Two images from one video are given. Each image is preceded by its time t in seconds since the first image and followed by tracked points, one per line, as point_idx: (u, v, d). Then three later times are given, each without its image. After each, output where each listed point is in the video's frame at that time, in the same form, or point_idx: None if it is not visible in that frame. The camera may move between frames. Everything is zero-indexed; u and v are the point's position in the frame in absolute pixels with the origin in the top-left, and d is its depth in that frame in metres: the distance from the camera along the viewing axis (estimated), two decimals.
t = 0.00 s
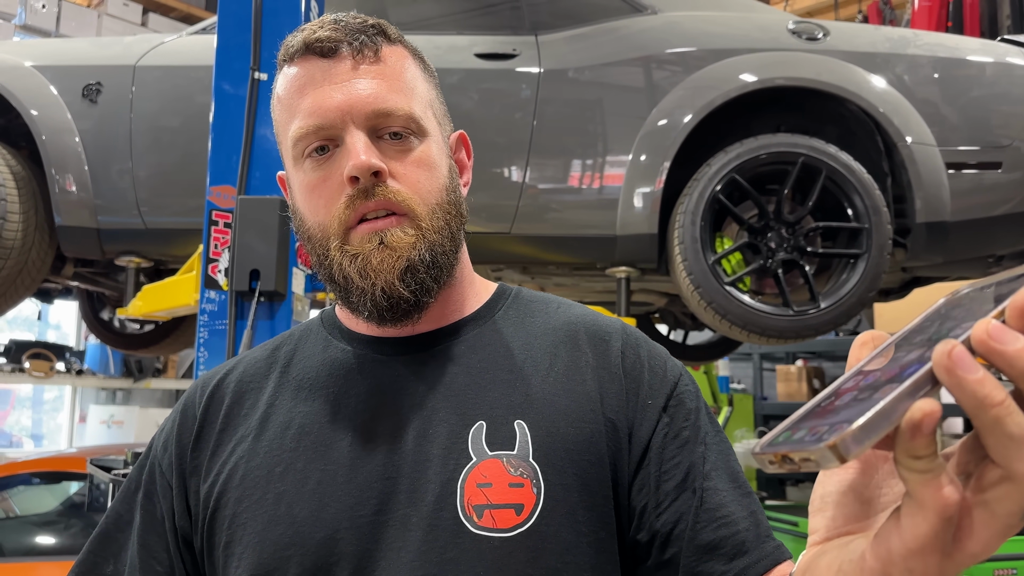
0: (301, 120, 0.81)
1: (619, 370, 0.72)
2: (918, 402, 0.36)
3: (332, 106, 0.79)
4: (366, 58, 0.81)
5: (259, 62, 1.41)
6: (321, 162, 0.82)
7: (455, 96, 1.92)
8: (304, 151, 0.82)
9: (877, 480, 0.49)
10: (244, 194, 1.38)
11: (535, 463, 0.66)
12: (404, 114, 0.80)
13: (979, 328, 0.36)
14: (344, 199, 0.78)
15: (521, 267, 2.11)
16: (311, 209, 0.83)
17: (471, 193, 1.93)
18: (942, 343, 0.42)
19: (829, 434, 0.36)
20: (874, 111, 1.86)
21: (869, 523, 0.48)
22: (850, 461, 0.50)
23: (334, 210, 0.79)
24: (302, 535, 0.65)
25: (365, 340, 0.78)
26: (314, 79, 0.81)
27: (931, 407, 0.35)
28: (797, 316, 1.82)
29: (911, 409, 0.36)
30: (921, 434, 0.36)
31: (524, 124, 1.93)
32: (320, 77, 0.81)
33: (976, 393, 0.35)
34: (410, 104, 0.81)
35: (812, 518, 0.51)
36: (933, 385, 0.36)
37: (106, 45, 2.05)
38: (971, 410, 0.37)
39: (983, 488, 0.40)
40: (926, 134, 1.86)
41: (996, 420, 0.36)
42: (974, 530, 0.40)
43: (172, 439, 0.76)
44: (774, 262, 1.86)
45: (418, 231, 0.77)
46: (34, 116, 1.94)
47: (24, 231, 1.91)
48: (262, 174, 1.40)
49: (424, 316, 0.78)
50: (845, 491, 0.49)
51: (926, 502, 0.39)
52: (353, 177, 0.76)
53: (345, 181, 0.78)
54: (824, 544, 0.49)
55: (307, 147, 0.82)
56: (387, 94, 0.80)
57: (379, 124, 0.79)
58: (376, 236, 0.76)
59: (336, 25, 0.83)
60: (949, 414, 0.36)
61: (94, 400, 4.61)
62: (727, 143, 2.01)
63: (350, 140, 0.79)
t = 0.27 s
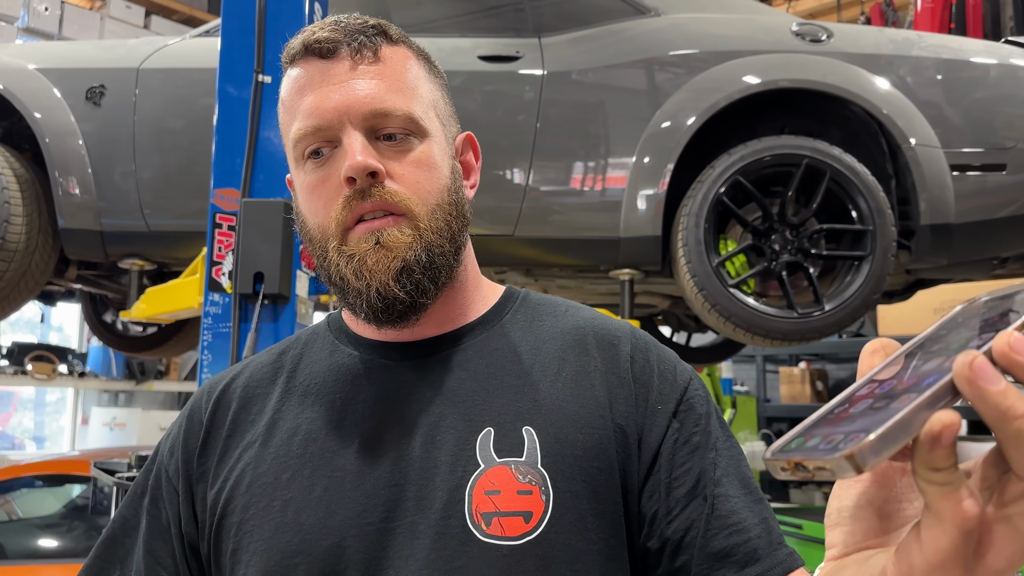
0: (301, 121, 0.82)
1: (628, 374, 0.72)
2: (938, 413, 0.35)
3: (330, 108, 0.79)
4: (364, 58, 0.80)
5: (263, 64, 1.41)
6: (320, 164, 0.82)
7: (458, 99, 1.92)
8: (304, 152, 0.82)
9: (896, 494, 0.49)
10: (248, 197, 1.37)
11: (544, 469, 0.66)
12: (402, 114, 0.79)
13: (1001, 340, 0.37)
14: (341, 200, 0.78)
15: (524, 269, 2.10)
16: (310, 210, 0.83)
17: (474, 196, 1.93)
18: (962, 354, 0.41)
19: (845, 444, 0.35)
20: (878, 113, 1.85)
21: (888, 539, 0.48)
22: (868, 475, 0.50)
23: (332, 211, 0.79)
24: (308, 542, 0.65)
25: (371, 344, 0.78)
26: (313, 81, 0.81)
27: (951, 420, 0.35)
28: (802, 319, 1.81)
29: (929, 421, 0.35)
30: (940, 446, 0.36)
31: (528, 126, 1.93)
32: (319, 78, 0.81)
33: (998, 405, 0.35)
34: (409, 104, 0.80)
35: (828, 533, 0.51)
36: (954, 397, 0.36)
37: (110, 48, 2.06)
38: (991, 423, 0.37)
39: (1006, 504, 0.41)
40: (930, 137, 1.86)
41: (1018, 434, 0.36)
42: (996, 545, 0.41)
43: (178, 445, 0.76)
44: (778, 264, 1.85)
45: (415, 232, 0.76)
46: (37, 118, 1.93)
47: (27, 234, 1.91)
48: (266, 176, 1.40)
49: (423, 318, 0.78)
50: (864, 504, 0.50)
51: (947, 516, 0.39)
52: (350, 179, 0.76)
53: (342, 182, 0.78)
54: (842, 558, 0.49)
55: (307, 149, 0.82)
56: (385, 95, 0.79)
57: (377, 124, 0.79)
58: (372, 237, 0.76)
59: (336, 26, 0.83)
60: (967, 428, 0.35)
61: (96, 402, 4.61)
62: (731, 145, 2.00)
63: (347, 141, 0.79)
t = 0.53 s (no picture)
0: (299, 124, 0.82)
1: (631, 376, 0.71)
2: (937, 416, 0.35)
3: (326, 111, 0.79)
4: (361, 61, 0.80)
5: (264, 66, 1.41)
6: (318, 166, 0.82)
7: (459, 100, 1.92)
8: (302, 155, 0.83)
9: (896, 498, 0.49)
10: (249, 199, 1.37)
11: (547, 472, 0.66)
12: (398, 116, 0.79)
13: (1001, 344, 0.37)
14: (337, 202, 0.78)
15: (526, 271, 2.10)
16: (308, 212, 0.83)
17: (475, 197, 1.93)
18: (961, 357, 0.41)
19: (843, 448, 0.35)
20: (880, 114, 1.85)
21: (889, 543, 0.48)
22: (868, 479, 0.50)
23: (328, 213, 0.79)
24: (311, 545, 0.65)
25: (372, 347, 0.77)
26: (310, 84, 0.81)
27: (950, 424, 0.34)
28: (804, 320, 1.81)
29: (929, 425, 0.35)
30: (939, 450, 0.36)
31: (529, 128, 1.93)
32: (317, 81, 0.81)
33: (997, 409, 0.35)
34: (406, 106, 0.80)
35: (829, 537, 0.50)
36: (953, 401, 0.36)
37: (111, 50, 2.06)
38: (991, 427, 0.36)
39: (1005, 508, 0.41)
40: (932, 137, 1.85)
41: (1019, 438, 0.36)
42: (997, 549, 0.40)
43: (181, 446, 0.76)
44: (780, 265, 1.85)
45: (410, 233, 0.76)
46: (38, 121, 1.94)
47: (29, 236, 1.91)
48: (267, 178, 1.40)
49: (420, 318, 0.77)
50: (864, 509, 0.50)
51: (944, 518, 0.39)
52: (345, 181, 0.76)
53: (338, 185, 0.78)
54: (843, 563, 0.48)
55: (304, 151, 0.82)
56: (381, 97, 0.79)
57: (373, 126, 0.79)
58: (367, 238, 0.76)
59: (334, 28, 0.83)
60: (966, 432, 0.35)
61: (98, 404, 4.61)
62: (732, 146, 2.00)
63: (343, 143, 0.79)
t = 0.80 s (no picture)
0: (303, 124, 0.82)
1: (630, 379, 0.72)
2: (939, 416, 0.35)
3: (330, 112, 0.79)
4: (367, 63, 0.80)
5: (264, 69, 1.41)
6: (321, 166, 0.82)
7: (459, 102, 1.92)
8: (305, 154, 0.83)
9: (896, 498, 0.49)
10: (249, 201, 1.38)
11: (546, 474, 0.66)
12: (402, 120, 0.79)
13: (1002, 345, 0.37)
14: (339, 203, 0.78)
15: (526, 272, 2.10)
16: (310, 211, 0.83)
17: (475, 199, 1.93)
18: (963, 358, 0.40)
19: (845, 447, 0.35)
20: (880, 115, 1.85)
21: (888, 543, 0.48)
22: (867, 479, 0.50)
23: (330, 213, 0.80)
24: (311, 546, 0.65)
25: (372, 349, 0.77)
26: (315, 84, 0.81)
27: (953, 424, 0.34)
28: (804, 321, 1.81)
29: (930, 425, 0.35)
30: (941, 449, 0.36)
31: (529, 130, 1.93)
32: (322, 83, 0.81)
33: (998, 409, 0.35)
34: (410, 109, 0.80)
35: (829, 537, 0.50)
36: (954, 401, 0.36)
37: (111, 53, 2.06)
38: (992, 427, 0.37)
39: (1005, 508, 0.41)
40: (932, 139, 1.85)
41: (1018, 438, 0.36)
42: (996, 549, 0.41)
43: (182, 447, 0.76)
44: (780, 267, 1.85)
45: (412, 235, 0.76)
46: (38, 124, 1.94)
47: (29, 239, 1.91)
48: (266, 180, 1.41)
49: (419, 319, 0.78)
50: (864, 509, 0.50)
51: (948, 520, 0.39)
52: (347, 183, 0.77)
53: (341, 185, 0.78)
54: (843, 562, 0.49)
55: (308, 151, 0.82)
56: (385, 100, 0.79)
57: (376, 128, 0.79)
58: (368, 239, 0.76)
59: (340, 30, 0.83)
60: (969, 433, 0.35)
61: (98, 407, 4.61)
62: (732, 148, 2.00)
63: (346, 145, 0.79)
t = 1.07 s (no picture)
0: (315, 116, 0.82)
1: (630, 381, 0.71)
2: (939, 411, 0.35)
3: (342, 106, 0.80)
4: (383, 61, 0.80)
5: (263, 71, 1.41)
6: (329, 158, 0.82)
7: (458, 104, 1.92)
8: (314, 146, 0.83)
9: (896, 495, 0.49)
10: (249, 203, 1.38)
11: (547, 475, 0.65)
12: (413, 118, 0.79)
13: (1000, 339, 0.37)
14: (344, 196, 0.79)
15: (526, 274, 2.10)
16: (315, 203, 0.84)
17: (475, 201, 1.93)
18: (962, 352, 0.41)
19: (846, 443, 0.35)
20: (879, 116, 1.85)
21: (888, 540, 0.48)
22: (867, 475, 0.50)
23: (335, 205, 0.80)
24: (311, 546, 0.64)
25: (372, 350, 0.77)
26: (330, 79, 0.81)
27: (954, 419, 0.35)
28: (804, 323, 1.81)
29: (931, 419, 0.35)
30: (942, 444, 0.36)
31: (528, 131, 1.93)
32: (337, 77, 0.81)
33: (998, 403, 0.35)
34: (422, 109, 0.80)
35: (830, 534, 0.50)
36: (954, 397, 0.36)
37: (111, 55, 2.06)
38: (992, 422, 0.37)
39: (1006, 501, 0.41)
40: (932, 140, 1.85)
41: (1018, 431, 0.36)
42: (996, 543, 0.40)
43: (182, 446, 0.76)
44: (780, 268, 1.85)
45: (415, 232, 0.76)
46: (38, 126, 1.94)
47: (28, 241, 1.91)
48: (266, 182, 1.40)
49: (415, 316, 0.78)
50: (864, 505, 0.49)
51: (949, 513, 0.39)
52: (354, 177, 0.77)
53: (347, 179, 0.78)
54: (844, 559, 0.48)
55: (318, 143, 0.82)
56: (398, 98, 0.79)
57: (387, 125, 0.79)
58: (371, 232, 0.76)
59: (359, 27, 0.83)
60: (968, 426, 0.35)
61: (98, 410, 4.61)
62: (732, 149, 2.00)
63: (355, 139, 0.79)
